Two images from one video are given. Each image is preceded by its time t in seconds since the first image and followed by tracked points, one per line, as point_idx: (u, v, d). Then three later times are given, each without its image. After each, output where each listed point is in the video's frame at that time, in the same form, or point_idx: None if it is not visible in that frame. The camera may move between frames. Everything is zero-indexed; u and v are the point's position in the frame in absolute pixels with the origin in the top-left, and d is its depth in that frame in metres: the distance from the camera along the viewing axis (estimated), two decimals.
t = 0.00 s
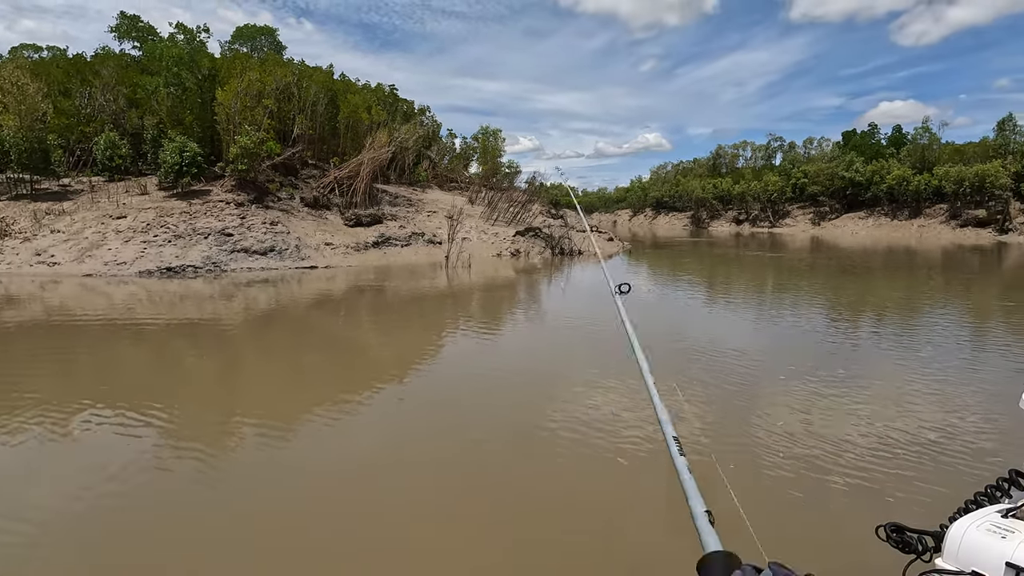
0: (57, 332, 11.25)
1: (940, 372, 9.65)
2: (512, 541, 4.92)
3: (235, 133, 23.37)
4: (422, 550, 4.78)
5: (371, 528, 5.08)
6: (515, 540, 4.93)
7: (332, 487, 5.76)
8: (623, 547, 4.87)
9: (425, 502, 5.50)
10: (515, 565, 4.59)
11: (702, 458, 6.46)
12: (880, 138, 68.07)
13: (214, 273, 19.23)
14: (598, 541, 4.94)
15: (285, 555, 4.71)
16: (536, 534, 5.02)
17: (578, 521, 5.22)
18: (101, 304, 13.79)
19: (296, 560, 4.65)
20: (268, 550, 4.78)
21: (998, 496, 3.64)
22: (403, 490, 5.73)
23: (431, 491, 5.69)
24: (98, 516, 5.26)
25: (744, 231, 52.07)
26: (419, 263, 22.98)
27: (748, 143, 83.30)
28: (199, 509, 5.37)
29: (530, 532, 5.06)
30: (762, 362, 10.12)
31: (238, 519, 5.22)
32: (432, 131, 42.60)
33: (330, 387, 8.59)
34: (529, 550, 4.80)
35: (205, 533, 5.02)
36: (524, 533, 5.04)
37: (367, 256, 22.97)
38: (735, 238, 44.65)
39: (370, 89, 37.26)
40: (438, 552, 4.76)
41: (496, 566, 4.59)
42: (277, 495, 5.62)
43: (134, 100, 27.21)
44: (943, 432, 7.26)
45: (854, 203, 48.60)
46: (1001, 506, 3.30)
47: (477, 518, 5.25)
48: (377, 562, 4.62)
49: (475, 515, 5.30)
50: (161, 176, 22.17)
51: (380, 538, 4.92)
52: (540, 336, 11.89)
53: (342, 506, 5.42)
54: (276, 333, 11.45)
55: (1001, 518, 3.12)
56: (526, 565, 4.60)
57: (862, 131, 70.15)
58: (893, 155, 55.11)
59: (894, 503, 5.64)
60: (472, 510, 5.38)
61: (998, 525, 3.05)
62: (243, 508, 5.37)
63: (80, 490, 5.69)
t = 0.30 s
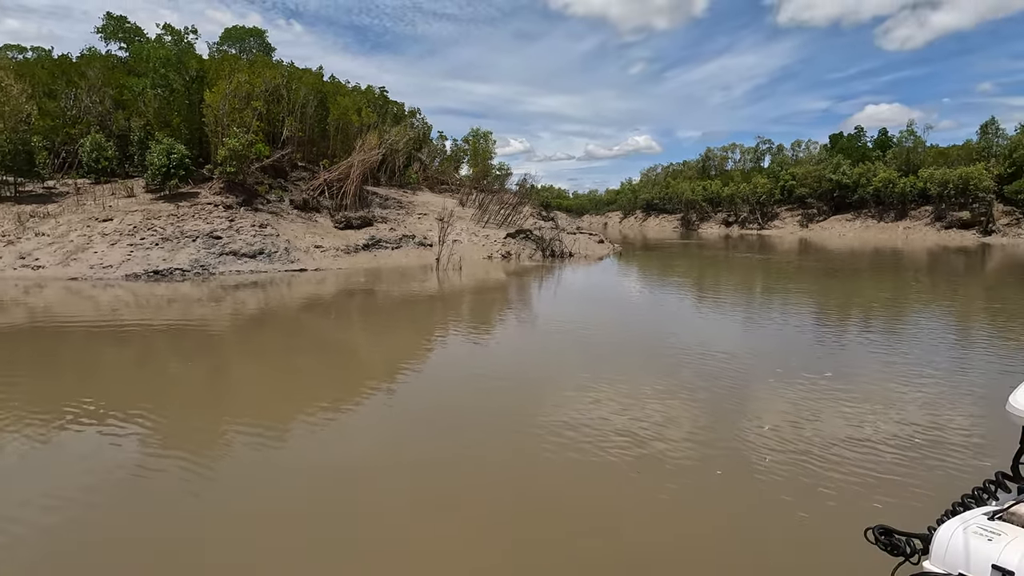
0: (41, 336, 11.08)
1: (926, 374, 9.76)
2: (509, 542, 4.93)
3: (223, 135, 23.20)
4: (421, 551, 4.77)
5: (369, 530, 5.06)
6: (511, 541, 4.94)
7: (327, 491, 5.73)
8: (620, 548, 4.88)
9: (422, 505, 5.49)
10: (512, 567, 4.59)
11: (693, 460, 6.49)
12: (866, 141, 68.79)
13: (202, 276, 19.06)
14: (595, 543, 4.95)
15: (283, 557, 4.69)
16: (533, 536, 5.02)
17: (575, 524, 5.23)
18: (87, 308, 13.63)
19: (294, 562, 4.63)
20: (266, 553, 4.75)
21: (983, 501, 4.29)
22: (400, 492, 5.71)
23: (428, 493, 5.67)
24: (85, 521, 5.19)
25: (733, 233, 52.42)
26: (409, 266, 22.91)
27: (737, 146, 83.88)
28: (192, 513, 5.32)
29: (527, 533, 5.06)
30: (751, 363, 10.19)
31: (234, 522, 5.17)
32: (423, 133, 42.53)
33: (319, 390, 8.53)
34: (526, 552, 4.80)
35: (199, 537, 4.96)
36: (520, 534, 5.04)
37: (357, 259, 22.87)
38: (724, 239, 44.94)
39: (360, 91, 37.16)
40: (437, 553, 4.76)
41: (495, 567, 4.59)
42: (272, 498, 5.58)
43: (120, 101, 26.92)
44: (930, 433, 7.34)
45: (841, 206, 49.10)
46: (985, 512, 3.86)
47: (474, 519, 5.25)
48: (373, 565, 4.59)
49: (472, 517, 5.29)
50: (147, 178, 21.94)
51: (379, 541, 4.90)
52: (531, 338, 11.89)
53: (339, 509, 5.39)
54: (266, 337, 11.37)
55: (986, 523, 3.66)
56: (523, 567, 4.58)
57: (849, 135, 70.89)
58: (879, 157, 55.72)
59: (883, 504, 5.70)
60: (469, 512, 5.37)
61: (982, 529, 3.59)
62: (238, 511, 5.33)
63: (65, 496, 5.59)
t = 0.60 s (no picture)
0: (37, 338, 11.03)
1: (925, 375, 9.77)
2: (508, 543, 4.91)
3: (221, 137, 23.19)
4: (419, 553, 4.75)
5: (368, 532, 5.03)
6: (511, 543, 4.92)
7: (326, 492, 5.70)
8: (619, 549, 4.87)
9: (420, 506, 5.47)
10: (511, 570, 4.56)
11: (691, 461, 6.48)
12: (863, 143, 69.03)
13: (200, 278, 19.02)
14: (594, 545, 4.93)
15: (282, 559, 4.67)
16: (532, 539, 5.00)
17: (574, 525, 5.21)
18: (84, 309, 13.60)
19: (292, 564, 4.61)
20: (265, 555, 4.73)
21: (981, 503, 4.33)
22: (398, 494, 5.69)
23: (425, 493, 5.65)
24: (81, 523, 5.15)
25: (731, 235, 52.51)
26: (407, 268, 22.91)
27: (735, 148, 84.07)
28: (189, 515, 5.28)
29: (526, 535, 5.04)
30: (749, 365, 10.20)
31: (233, 524, 5.14)
32: (420, 135, 42.55)
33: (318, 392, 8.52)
34: (525, 554, 4.78)
35: (197, 540, 4.94)
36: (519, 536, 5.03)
37: (355, 261, 22.85)
38: (721, 241, 45.07)
39: (358, 93, 37.17)
40: (435, 555, 4.74)
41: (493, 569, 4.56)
42: (270, 500, 5.56)
43: (118, 103, 26.88)
44: (928, 434, 7.35)
45: (839, 207, 49.23)
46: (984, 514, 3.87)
47: (473, 521, 5.22)
48: (370, 568, 4.56)
49: (470, 518, 5.27)
50: (145, 180, 21.90)
51: (378, 543, 4.88)
52: (529, 340, 11.88)
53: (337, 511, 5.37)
54: (264, 339, 11.35)
55: (983, 525, 3.66)
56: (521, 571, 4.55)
57: (845, 137, 71.13)
58: (876, 159, 55.89)
59: (880, 505, 5.69)
60: (467, 513, 5.36)
61: (980, 531, 3.58)
62: (235, 513, 5.31)
63: (62, 498, 5.57)
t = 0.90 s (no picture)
0: (41, 339, 11.06)
1: (928, 377, 9.74)
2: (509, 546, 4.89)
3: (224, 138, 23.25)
4: (419, 555, 4.75)
5: (368, 534, 5.02)
6: (512, 545, 4.89)
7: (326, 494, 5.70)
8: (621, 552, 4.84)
9: (421, 508, 5.46)
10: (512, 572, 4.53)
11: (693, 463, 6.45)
12: (866, 145, 68.93)
13: (203, 279, 19.07)
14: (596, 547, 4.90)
15: (282, 561, 4.66)
16: (534, 541, 4.97)
17: (576, 528, 5.18)
18: (87, 310, 13.66)
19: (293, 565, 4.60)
20: (265, 556, 4.72)
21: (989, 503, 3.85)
22: (399, 495, 5.68)
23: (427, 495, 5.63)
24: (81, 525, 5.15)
25: (734, 236, 52.50)
26: (409, 269, 22.94)
27: (738, 149, 83.88)
28: (189, 517, 5.28)
29: (527, 537, 5.02)
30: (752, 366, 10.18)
31: (233, 526, 5.14)
32: (423, 136, 42.63)
33: (320, 393, 8.53)
34: (526, 556, 4.75)
35: (198, 541, 4.94)
36: (520, 537, 5.02)
37: (357, 262, 22.87)
38: (724, 243, 45.00)
39: (361, 95, 37.28)
40: (436, 557, 4.72)
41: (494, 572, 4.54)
42: (272, 500, 5.58)
43: (122, 105, 26.98)
44: (932, 436, 7.31)
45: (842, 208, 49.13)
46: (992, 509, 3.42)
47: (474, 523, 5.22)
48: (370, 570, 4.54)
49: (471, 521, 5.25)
50: (149, 181, 21.97)
51: (378, 545, 4.87)
52: (531, 341, 11.88)
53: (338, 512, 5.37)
54: (266, 340, 11.37)
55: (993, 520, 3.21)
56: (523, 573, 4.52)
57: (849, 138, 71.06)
58: (879, 160, 55.79)
59: (884, 508, 5.65)
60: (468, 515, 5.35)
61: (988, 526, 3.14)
62: (235, 515, 5.30)
63: (65, 498, 5.59)
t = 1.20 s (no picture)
0: (49, 338, 11.13)
1: (938, 379, 9.65)
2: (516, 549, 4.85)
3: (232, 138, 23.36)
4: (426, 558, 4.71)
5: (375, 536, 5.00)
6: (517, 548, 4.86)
7: (332, 496, 5.66)
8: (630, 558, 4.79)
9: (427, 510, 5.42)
10: None
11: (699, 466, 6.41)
12: (875, 145, 68.51)
13: (211, 278, 19.16)
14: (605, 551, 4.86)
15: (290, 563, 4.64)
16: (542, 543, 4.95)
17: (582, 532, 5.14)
18: (97, 309, 13.78)
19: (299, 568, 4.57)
20: (272, 558, 4.70)
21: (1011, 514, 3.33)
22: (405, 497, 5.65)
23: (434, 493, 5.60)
24: (85, 525, 5.16)
25: (741, 237, 52.30)
26: (416, 269, 22.99)
27: (745, 150, 83.55)
28: (195, 517, 5.28)
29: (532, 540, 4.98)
30: (760, 368, 10.12)
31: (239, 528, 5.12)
32: (430, 137, 42.73)
33: (326, 393, 8.54)
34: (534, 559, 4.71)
35: (204, 543, 4.92)
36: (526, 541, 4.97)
37: (364, 261, 22.94)
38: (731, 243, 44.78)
39: (368, 96, 37.42)
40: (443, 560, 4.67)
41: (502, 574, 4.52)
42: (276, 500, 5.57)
43: (132, 105, 27.20)
44: (941, 440, 7.24)
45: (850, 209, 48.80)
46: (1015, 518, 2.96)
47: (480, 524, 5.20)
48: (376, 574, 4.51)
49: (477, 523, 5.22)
50: (158, 181, 22.13)
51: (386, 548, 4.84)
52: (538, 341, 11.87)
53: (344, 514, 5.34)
54: (273, 339, 11.41)
55: (1017, 528, 2.81)
56: None
57: (857, 138, 70.68)
58: (888, 160, 55.43)
59: (896, 516, 5.58)
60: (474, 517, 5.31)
61: (1012, 536, 2.76)
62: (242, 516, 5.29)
63: (75, 495, 5.63)
